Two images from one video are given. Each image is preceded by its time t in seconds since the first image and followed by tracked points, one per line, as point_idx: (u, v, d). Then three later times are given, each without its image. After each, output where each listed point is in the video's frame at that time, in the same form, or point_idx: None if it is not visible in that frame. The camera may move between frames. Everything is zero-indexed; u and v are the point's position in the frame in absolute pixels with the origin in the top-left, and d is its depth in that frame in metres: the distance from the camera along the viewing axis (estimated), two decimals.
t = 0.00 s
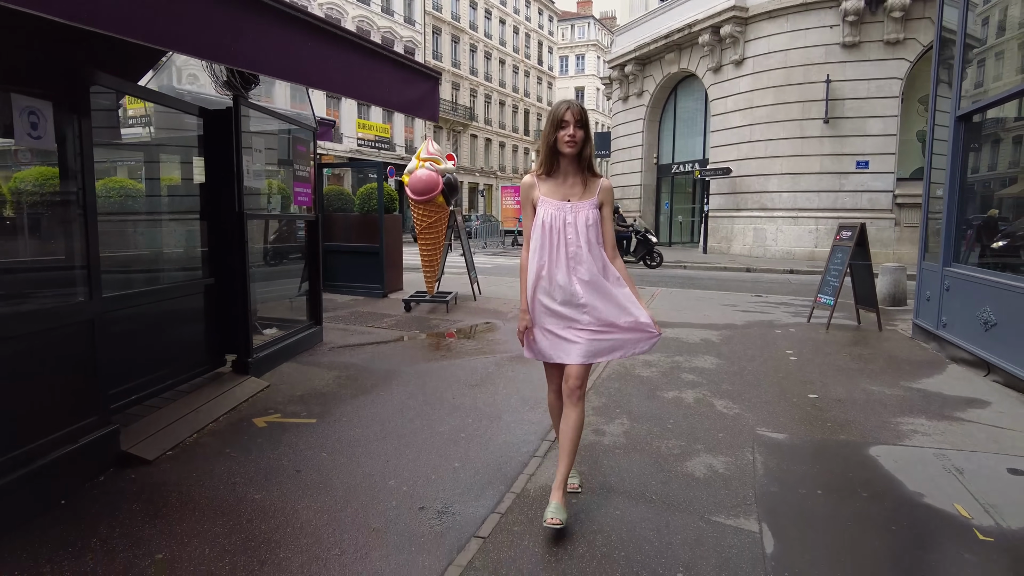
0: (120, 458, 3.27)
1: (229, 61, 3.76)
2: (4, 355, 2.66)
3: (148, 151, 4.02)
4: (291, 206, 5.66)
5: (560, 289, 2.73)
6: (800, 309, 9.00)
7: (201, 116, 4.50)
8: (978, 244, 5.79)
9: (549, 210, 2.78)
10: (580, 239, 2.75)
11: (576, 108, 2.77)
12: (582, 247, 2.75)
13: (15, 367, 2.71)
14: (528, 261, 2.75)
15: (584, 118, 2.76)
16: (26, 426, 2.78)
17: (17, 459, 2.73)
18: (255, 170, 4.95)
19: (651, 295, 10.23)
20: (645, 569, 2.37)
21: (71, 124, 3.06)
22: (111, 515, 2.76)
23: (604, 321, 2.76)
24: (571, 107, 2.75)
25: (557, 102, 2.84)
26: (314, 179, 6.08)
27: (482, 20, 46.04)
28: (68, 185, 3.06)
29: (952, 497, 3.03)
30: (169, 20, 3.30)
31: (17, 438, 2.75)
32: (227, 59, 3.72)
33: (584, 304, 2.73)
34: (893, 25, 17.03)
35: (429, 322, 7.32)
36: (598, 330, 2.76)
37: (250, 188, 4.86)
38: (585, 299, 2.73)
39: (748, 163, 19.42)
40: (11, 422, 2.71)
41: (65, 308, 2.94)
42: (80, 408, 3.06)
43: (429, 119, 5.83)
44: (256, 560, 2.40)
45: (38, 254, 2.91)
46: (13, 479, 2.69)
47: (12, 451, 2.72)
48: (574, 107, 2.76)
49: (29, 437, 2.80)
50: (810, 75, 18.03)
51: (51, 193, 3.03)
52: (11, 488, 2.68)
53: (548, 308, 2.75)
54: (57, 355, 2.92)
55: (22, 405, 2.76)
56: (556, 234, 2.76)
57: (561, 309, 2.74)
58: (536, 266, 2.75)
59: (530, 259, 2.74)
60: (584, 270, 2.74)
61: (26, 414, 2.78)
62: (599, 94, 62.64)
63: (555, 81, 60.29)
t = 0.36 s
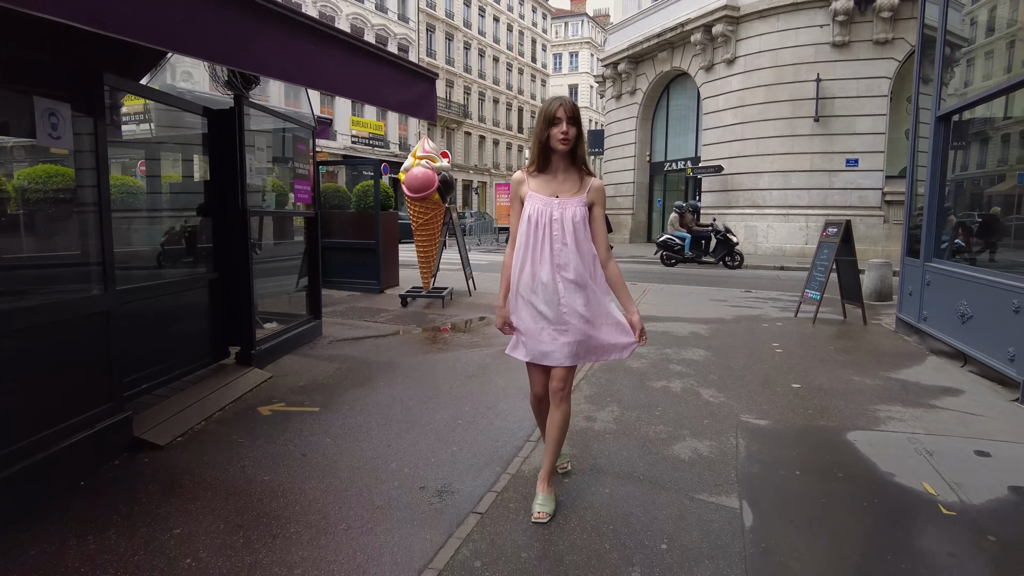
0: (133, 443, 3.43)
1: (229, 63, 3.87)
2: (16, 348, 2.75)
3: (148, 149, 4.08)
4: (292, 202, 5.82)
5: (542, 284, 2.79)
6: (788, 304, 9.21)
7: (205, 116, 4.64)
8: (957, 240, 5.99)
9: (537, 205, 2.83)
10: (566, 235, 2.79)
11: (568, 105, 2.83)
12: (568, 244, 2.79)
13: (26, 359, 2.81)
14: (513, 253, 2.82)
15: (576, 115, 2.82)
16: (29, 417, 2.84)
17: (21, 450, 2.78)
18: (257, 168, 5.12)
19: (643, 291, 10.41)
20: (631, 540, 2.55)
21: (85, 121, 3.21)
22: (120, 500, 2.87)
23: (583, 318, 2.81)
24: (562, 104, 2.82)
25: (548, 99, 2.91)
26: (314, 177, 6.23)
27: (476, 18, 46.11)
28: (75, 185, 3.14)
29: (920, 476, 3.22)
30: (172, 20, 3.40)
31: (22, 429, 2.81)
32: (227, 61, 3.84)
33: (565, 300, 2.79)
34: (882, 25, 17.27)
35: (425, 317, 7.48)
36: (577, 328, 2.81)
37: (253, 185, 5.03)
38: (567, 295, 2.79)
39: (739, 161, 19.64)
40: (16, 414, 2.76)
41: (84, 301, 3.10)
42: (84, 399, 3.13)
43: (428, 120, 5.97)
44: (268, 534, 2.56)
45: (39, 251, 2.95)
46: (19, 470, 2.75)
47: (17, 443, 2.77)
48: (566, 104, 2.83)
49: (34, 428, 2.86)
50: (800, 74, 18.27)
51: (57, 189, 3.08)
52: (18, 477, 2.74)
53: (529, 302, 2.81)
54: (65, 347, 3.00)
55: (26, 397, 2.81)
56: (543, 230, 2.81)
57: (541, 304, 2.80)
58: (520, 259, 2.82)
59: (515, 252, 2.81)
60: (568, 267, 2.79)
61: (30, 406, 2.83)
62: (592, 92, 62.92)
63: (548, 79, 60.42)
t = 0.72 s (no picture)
0: (150, 431, 3.60)
1: (232, 66, 3.94)
2: (37, 339, 2.90)
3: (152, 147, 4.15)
4: (296, 200, 5.99)
5: (537, 280, 2.74)
6: (779, 299, 9.43)
7: (214, 119, 4.80)
8: (938, 237, 6.22)
9: (539, 200, 2.79)
10: (566, 233, 2.78)
11: (561, 97, 2.73)
12: (568, 241, 2.77)
13: (48, 351, 2.96)
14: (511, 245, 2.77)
15: (571, 108, 2.75)
16: (39, 412, 2.92)
17: (20, 448, 2.80)
18: (263, 167, 5.30)
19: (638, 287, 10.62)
20: (621, 515, 2.75)
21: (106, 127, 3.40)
22: (124, 492, 2.94)
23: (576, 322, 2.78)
24: (555, 97, 2.70)
25: (538, 92, 2.80)
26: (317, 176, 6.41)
27: (472, 15, 46.19)
28: (88, 186, 3.29)
29: (894, 459, 3.43)
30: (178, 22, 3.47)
31: (21, 427, 2.84)
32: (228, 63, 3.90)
33: (558, 298, 2.75)
34: (874, 25, 17.50)
35: (425, 313, 7.67)
36: (565, 330, 2.77)
37: (260, 184, 5.20)
38: (561, 294, 2.75)
39: (733, 159, 19.84)
40: (27, 408, 2.86)
41: (104, 295, 3.26)
42: (83, 397, 3.18)
43: (427, 120, 6.13)
44: (284, 511, 2.74)
45: (49, 246, 3.07)
46: (18, 468, 2.77)
47: (16, 441, 2.79)
48: (557, 97, 2.71)
49: (32, 427, 2.88)
50: (794, 73, 18.49)
51: (70, 187, 3.22)
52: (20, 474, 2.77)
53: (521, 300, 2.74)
54: (70, 345, 3.07)
55: (24, 397, 2.85)
56: (544, 225, 2.78)
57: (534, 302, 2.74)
58: (517, 252, 2.77)
59: (513, 244, 2.76)
60: (566, 266, 2.76)
61: (29, 404, 2.86)
62: (588, 89, 63.09)
63: (544, 76, 60.55)
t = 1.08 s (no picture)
0: (170, 419, 3.76)
1: (231, 67, 3.69)
2: (73, 328, 3.05)
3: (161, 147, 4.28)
4: (304, 198, 6.18)
5: (547, 285, 2.72)
6: (773, 295, 9.62)
7: (225, 120, 4.98)
8: (928, 234, 6.39)
9: (553, 206, 2.75)
10: (579, 240, 2.75)
11: (566, 106, 2.75)
12: (581, 249, 2.74)
13: (79, 341, 3.10)
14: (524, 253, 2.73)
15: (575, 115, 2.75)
16: (70, 401, 3.07)
17: (25, 447, 2.80)
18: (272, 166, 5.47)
19: (636, 283, 10.80)
20: (620, 494, 2.94)
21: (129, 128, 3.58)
22: (134, 486, 2.99)
23: (580, 329, 2.79)
24: (557, 105, 2.72)
25: (543, 100, 2.80)
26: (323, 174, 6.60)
27: (471, 13, 46.28)
28: (101, 185, 3.42)
29: (878, 445, 3.62)
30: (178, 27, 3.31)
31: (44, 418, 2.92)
32: (229, 65, 3.67)
33: (569, 307, 2.73)
34: (870, 24, 17.68)
35: (428, 308, 7.85)
36: (574, 338, 2.78)
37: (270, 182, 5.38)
38: (572, 302, 2.74)
39: (731, 157, 20.02)
40: (61, 396, 3.01)
41: (131, 289, 3.43)
42: (89, 394, 3.18)
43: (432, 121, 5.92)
44: (303, 491, 2.92)
45: (60, 242, 3.13)
46: (22, 466, 2.77)
47: (20, 439, 2.79)
48: (561, 105, 2.74)
49: (37, 425, 2.88)
50: (791, 72, 18.66)
51: (76, 185, 3.32)
52: (24, 472, 2.78)
53: (528, 304, 2.73)
54: (71, 344, 3.05)
55: (29, 396, 2.85)
56: (558, 232, 2.74)
57: (541, 307, 2.74)
58: (530, 260, 2.73)
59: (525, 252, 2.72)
60: (578, 274, 2.74)
61: (46, 398, 2.92)
62: (586, 86, 63.24)
63: (543, 73, 60.69)
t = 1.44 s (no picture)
0: (194, 407, 3.98)
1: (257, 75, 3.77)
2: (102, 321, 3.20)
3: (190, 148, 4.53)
4: (313, 197, 6.43)
5: (564, 286, 2.74)
6: (769, 293, 9.84)
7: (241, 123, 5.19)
8: (917, 234, 6.62)
9: (561, 204, 2.75)
10: (590, 235, 2.74)
11: (575, 101, 2.78)
12: (593, 244, 2.74)
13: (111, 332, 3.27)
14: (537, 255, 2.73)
15: (585, 111, 2.78)
16: (110, 387, 3.28)
17: (79, 423, 3.06)
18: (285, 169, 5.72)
19: (635, 282, 11.03)
20: (619, 475, 3.15)
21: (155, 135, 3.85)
22: (169, 466, 3.21)
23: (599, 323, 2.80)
24: (569, 101, 2.77)
25: (553, 98, 2.84)
26: (331, 175, 6.83)
27: (471, 13, 46.48)
28: (113, 185, 3.62)
29: (861, 432, 3.84)
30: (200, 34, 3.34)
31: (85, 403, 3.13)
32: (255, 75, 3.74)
33: (588, 302, 2.76)
34: (866, 26, 17.91)
35: (432, 305, 8.06)
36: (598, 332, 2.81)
37: (283, 182, 5.61)
38: (590, 297, 2.75)
39: (729, 157, 20.23)
40: (101, 383, 3.22)
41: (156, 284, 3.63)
42: (104, 390, 3.25)
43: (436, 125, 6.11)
44: (322, 472, 3.13)
45: (71, 242, 3.27)
46: (78, 442, 3.03)
47: (77, 417, 3.06)
48: (573, 101, 2.78)
49: (88, 406, 3.13)
50: (788, 73, 18.87)
51: (84, 184, 3.49)
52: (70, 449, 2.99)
53: (546, 304, 2.75)
54: (72, 345, 3.02)
55: (61, 388, 2.98)
56: (569, 229, 2.73)
57: (562, 307, 2.75)
58: (543, 261, 2.75)
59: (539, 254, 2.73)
60: (593, 268, 2.74)
61: (91, 382, 3.14)
62: (585, 86, 63.48)
63: (542, 73, 60.92)
